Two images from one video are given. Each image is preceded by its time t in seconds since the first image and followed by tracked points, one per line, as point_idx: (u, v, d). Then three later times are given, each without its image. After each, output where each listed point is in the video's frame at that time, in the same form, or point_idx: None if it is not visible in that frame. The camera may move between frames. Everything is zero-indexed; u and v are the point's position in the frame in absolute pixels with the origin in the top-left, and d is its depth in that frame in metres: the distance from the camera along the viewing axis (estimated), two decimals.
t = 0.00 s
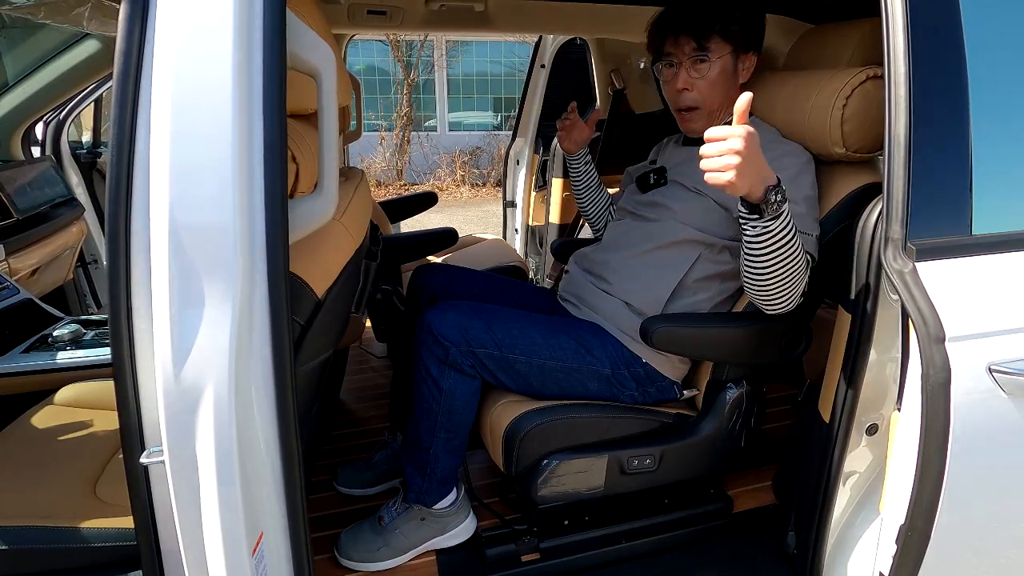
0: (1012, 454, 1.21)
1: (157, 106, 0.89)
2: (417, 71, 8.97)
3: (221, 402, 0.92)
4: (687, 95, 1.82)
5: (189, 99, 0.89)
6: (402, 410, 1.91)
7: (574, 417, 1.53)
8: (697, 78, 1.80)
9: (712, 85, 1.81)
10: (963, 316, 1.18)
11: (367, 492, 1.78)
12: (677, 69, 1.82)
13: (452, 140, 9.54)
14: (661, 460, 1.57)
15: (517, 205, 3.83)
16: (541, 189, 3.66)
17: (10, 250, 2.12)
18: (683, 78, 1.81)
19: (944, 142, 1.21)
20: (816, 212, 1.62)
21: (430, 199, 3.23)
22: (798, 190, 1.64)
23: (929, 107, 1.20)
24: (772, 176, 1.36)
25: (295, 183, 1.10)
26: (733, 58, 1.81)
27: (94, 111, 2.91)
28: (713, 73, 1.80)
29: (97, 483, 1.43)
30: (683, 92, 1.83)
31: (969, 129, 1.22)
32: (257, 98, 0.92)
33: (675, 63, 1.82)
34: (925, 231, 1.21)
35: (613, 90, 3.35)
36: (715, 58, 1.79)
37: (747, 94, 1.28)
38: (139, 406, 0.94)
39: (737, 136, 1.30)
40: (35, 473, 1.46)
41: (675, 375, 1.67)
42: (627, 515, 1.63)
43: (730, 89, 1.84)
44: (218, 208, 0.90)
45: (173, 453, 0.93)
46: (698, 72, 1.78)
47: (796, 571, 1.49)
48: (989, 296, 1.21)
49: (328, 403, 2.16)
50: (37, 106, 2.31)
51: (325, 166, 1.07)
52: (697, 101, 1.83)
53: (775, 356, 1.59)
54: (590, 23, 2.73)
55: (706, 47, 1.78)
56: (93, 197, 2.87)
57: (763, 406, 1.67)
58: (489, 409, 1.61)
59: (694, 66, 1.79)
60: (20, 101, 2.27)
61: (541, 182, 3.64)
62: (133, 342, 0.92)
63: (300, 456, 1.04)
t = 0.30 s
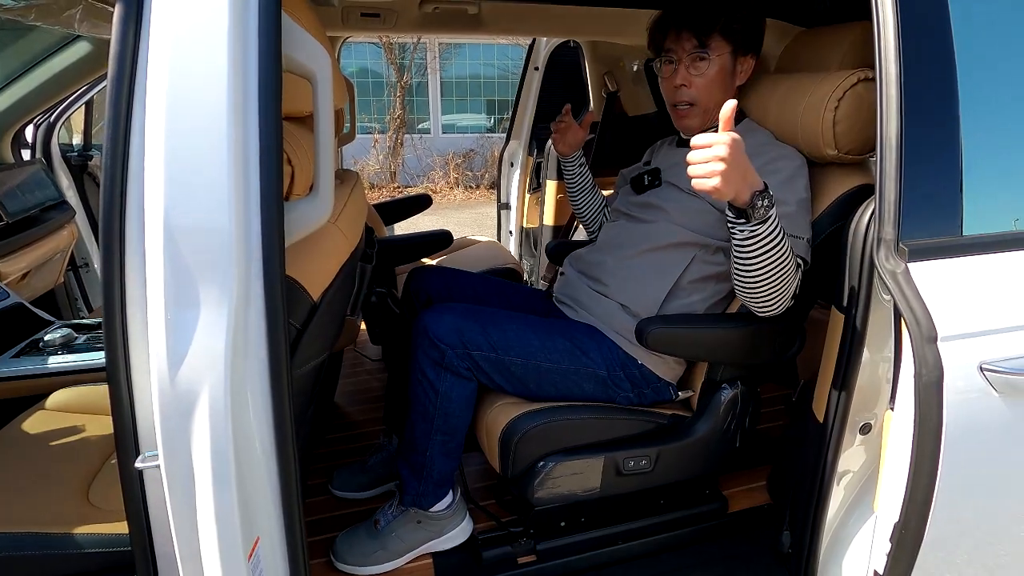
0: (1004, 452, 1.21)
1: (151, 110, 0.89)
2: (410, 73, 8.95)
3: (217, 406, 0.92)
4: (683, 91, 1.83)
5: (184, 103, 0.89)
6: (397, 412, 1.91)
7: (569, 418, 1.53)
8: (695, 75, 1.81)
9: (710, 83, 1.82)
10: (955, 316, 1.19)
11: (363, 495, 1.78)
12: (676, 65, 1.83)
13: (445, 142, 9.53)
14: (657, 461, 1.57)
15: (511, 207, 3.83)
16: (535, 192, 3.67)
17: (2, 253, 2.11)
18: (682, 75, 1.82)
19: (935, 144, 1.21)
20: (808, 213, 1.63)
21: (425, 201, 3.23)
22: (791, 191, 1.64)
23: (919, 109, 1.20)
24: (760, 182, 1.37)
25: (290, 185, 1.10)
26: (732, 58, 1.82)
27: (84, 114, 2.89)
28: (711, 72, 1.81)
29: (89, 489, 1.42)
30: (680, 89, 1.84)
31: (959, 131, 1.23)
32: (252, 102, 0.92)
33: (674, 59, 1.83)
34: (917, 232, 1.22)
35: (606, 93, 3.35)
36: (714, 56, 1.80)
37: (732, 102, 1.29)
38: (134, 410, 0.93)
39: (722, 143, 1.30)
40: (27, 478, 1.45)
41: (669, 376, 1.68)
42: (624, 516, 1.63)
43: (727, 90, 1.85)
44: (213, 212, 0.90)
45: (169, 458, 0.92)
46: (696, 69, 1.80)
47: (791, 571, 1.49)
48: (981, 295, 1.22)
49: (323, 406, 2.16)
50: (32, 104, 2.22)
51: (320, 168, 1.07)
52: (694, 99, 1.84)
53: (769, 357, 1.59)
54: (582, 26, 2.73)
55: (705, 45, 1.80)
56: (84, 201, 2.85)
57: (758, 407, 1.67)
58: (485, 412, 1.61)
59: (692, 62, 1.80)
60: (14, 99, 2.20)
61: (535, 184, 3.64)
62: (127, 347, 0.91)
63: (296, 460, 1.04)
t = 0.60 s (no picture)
0: (997, 450, 1.22)
1: (147, 112, 0.88)
2: (403, 76, 8.95)
3: (213, 409, 0.91)
4: (668, 96, 1.84)
5: (180, 105, 0.88)
6: (393, 415, 1.90)
7: (566, 420, 1.53)
8: (679, 79, 1.81)
9: (695, 86, 1.82)
10: (948, 315, 1.19)
11: (360, 498, 1.77)
12: (662, 70, 1.84)
13: (439, 144, 9.52)
14: (653, 461, 1.57)
15: (506, 209, 3.83)
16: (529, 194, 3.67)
17: None
18: (668, 79, 1.83)
19: (928, 144, 1.22)
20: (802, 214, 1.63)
21: (419, 203, 3.22)
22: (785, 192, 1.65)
23: (912, 110, 1.21)
24: (748, 190, 1.38)
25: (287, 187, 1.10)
26: (717, 61, 1.82)
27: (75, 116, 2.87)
28: (696, 76, 1.81)
29: (83, 494, 1.42)
30: (666, 94, 1.85)
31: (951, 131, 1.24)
32: (249, 103, 0.92)
33: (659, 64, 1.84)
34: (910, 232, 1.22)
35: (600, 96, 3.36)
36: (698, 60, 1.80)
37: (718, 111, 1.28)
38: (130, 414, 0.93)
39: (709, 153, 1.30)
40: (20, 483, 1.45)
41: (664, 377, 1.68)
42: (621, 517, 1.63)
43: (715, 93, 1.85)
44: (210, 215, 0.89)
45: (165, 462, 0.92)
46: (680, 74, 1.80)
47: (786, 570, 1.49)
48: (973, 295, 1.22)
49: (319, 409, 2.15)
50: (16, 110, 1.99)
51: (317, 170, 1.07)
52: (680, 103, 1.85)
53: (764, 357, 1.60)
54: (575, 29, 2.74)
55: (688, 49, 1.81)
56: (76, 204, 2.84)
57: (753, 407, 1.68)
58: (482, 413, 1.61)
59: (677, 67, 1.81)
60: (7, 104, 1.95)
61: (529, 186, 3.64)
62: (123, 350, 0.91)
63: (294, 462, 1.03)
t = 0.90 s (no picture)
0: (994, 449, 1.22)
1: (144, 112, 0.88)
2: (398, 78, 8.94)
3: (211, 411, 0.91)
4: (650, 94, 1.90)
5: (177, 105, 0.88)
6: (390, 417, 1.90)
7: (564, 421, 1.53)
8: (657, 79, 1.87)
9: (674, 89, 1.85)
10: (946, 314, 1.19)
11: (356, 500, 1.77)
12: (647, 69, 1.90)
13: (434, 146, 9.50)
14: (652, 462, 1.57)
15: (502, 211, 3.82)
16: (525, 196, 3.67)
17: None
18: (649, 79, 1.88)
19: (924, 144, 1.22)
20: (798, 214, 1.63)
21: (414, 205, 3.21)
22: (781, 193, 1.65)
23: (908, 110, 1.21)
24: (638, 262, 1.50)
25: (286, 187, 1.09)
26: (696, 62, 1.81)
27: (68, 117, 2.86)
28: (672, 76, 1.84)
29: (76, 497, 1.41)
30: (650, 92, 1.91)
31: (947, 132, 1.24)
32: (247, 104, 0.92)
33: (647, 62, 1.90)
34: (908, 232, 1.22)
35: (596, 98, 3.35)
36: (674, 61, 1.82)
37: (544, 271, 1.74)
38: (126, 416, 0.92)
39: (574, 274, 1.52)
40: (13, 487, 1.43)
41: (662, 377, 1.68)
42: (619, 518, 1.63)
43: (696, 94, 1.85)
44: (208, 216, 0.89)
45: (162, 465, 0.91)
46: (657, 74, 1.86)
47: (784, 570, 1.49)
48: (970, 294, 1.23)
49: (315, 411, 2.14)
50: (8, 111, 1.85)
51: (315, 170, 1.07)
52: (660, 101, 1.90)
53: (761, 357, 1.60)
54: (570, 30, 2.74)
55: (666, 52, 1.84)
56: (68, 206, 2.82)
57: (751, 407, 1.68)
58: (480, 415, 1.61)
59: (655, 67, 1.86)
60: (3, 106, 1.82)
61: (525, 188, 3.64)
62: (120, 352, 0.90)
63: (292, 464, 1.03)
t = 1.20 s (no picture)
0: (994, 450, 1.22)
1: (144, 113, 0.87)
2: (394, 79, 8.93)
3: (211, 413, 0.90)
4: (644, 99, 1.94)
5: (177, 105, 0.87)
6: (389, 419, 1.89)
7: (563, 422, 1.53)
8: (649, 83, 1.90)
9: (664, 90, 1.87)
10: (946, 315, 1.19)
11: (355, 503, 1.76)
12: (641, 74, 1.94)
13: (430, 148, 9.48)
14: (651, 464, 1.57)
15: (499, 213, 3.81)
16: (522, 197, 3.66)
17: None
18: (642, 84, 1.92)
19: (923, 145, 1.22)
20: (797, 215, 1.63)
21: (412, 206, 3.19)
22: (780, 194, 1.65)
23: (908, 111, 1.21)
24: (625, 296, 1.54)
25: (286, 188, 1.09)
26: (681, 63, 1.82)
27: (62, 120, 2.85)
28: (660, 78, 1.86)
29: (72, 502, 1.40)
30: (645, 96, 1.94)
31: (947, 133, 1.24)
32: (247, 105, 0.91)
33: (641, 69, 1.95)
34: (908, 232, 1.22)
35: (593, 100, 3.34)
36: (660, 63, 1.85)
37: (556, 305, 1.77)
38: (125, 420, 0.91)
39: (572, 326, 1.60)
40: (8, 491, 1.42)
41: (662, 378, 1.68)
42: (619, 520, 1.63)
43: (684, 94, 1.85)
44: (208, 217, 0.88)
45: (161, 468, 0.91)
46: (648, 78, 1.90)
47: (784, 571, 1.49)
48: (970, 295, 1.23)
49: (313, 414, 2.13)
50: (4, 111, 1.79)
51: (316, 172, 1.06)
52: (654, 104, 1.93)
53: (761, 359, 1.60)
54: (568, 32, 2.74)
55: (656, 55, 1.87)
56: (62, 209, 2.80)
57: (750, 409, 1.68)
58: (480, 416, 1.60)
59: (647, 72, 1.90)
60: None
61: (522, 190, 3.64)
62: (118, 354, 0.89)
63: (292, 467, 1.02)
